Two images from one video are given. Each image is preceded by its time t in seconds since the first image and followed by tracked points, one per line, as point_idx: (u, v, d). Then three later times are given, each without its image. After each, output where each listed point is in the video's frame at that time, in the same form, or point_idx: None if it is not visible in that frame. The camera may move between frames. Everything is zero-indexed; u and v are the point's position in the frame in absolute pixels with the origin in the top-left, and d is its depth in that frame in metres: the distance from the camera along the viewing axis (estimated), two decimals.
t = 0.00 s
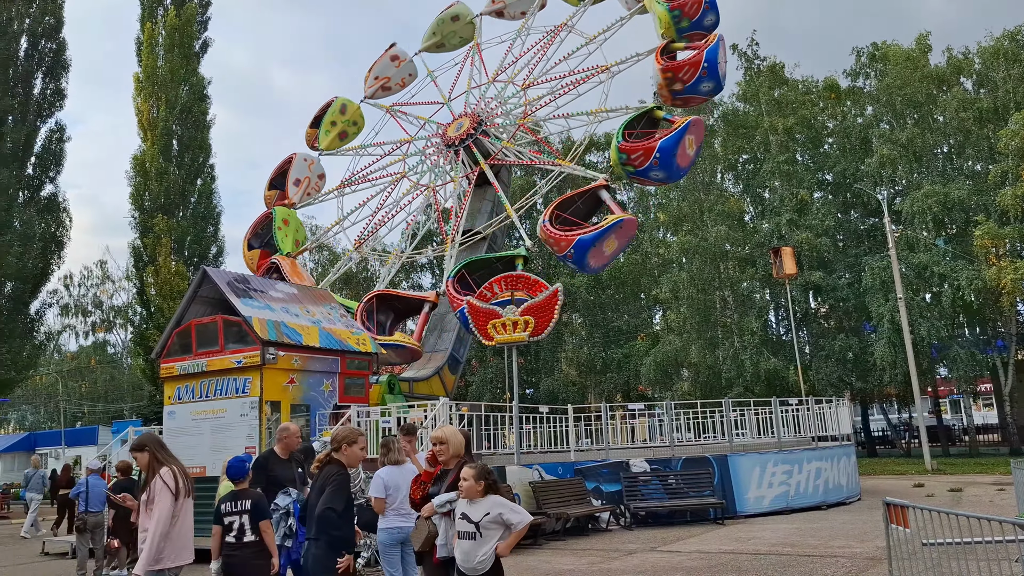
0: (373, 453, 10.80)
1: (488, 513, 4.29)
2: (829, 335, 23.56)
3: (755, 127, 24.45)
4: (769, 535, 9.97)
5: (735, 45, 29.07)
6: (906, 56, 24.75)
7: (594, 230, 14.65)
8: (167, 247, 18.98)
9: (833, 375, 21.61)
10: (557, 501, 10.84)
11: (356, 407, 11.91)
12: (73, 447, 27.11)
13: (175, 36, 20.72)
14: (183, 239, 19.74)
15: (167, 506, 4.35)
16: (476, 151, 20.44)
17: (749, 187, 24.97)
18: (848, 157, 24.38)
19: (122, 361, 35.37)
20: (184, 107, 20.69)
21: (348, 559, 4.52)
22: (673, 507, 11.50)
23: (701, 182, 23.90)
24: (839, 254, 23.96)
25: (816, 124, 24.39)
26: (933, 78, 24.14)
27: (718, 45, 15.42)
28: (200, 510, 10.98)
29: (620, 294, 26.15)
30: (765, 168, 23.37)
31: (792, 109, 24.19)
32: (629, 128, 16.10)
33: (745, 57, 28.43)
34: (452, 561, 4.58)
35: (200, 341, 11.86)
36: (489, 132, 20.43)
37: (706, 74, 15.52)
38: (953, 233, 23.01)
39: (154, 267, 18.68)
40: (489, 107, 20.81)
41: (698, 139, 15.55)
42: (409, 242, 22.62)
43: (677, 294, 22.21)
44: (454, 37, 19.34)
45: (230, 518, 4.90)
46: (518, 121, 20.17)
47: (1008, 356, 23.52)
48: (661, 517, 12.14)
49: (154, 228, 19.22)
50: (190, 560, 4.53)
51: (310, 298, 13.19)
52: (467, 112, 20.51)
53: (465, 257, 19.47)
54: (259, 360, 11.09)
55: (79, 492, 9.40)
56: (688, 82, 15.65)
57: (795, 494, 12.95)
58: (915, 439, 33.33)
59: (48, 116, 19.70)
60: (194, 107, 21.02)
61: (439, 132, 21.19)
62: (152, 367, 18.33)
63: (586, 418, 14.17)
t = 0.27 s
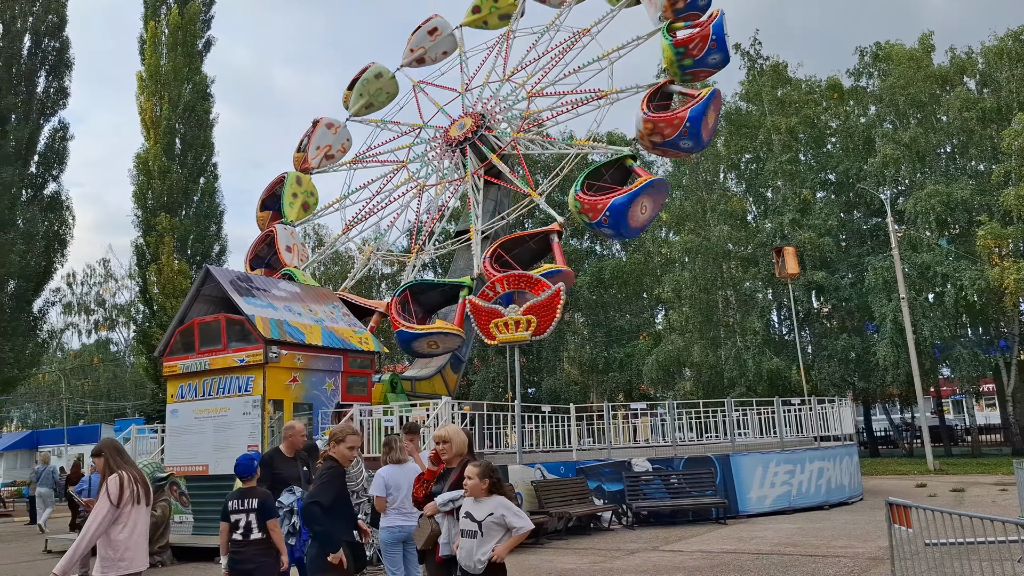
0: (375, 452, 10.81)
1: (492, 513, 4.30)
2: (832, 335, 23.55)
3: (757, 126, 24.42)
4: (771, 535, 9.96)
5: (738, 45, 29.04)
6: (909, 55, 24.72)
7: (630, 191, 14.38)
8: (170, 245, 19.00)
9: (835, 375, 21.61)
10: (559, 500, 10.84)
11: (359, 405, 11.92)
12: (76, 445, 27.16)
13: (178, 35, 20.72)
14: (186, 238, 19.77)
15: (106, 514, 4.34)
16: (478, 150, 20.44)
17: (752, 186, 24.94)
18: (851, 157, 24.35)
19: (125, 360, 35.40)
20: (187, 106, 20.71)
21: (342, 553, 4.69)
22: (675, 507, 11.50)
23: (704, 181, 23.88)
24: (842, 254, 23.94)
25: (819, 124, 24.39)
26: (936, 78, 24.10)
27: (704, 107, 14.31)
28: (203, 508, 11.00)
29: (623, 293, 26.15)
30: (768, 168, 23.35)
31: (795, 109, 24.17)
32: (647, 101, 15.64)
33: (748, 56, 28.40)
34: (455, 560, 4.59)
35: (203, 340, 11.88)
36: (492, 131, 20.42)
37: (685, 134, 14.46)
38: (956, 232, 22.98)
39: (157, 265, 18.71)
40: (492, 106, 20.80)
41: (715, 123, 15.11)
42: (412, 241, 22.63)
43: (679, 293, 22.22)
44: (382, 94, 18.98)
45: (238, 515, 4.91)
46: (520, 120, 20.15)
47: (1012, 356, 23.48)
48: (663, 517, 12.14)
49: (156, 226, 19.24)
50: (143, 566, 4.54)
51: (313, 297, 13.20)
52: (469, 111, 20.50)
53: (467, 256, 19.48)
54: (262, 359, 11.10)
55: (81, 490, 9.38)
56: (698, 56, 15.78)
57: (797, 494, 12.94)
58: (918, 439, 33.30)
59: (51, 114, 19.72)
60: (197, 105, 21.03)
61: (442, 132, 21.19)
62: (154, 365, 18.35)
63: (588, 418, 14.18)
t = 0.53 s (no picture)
0: (374, 451, 10.83)
1: (491, 513, 4.30)
2: (832, 336, 23.55)
3: (758, 128, 24.42)
4: (770, 536, 9.98)
5: (739, 46, 29.05)
6: (910, 57, 24.74)
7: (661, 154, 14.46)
8: (171, 243, 19.01)
9: (835, 377, 21.63)
10: (558, 500, 10.85)
11: (358, 405, 11.93)
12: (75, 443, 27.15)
13: (179, 33, 20.74)
14: (186, 237, 19.78)
15: (64, 514, 4.36)
16: (479, 150, 20.45)
17: (752, 187, 24.91)
18: (851, 158, 24.39)
19: (124, 358, 35.39)
20: (188, 105, 20.73)
21: (327, 554, 4.59)
22: (674, 507, 11.51)
23: (704, 182, 23.88)
24: (842, 255, 23.95)
25: (819, 125, 24.43)
26: (937, 80, 24.12)
27: (659, 165, 14.43)
28: (202, 506, 10.99)
29: (623, 293, 26.17)
30: (768, 169, 23.37)
31: (796, 110, 24.19)
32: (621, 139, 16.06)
33: (749, 58, 28.41)
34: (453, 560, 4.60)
35: (203, 338, 11.89)
36: (492, 131, 20.42)
37: (700, 99, 14.89)
38: (957, 234, 23.00)
39: (157, 263, 18.70)
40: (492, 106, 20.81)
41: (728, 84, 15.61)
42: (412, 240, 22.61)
43: (679, 294, 22.25)
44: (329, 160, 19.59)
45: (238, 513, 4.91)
46: (521, 120, 20.17)
47: (1011, 358, 23.50)
48: (662, 517, 12.15)
49: (157, 225, 19.24)
50: (96, 561, 4.58)
51: (313, 296, 13.21)
52: (470, 111, 20.51)
53: (468, 256, 19.48)
54: (262, 358, 11.12)
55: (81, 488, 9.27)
56: (684, 104, 15.15)
57: (796, 494, 12.95)
58: (917, 441, 33.30)
59: (52, 112, 19.73)
60: (198, 104, 21.04)
61: (443, 131, 21.19)
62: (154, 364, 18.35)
63: (588, 418, 14.18)
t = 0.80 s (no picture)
0: (370, 451, 10.81)
1: (488, 514, 4.30)
2: (827, 338, 23.58)
3: (756, 130, 24.45)
4: (765, 537, 10.00)
5: (736, 48, 29.09)
6: (907, 60, 24.81)
7: (605, 217, 14.46)
8: (167, 242, 18.98)
9: (830, 379, 21.67)
10: (554, 501, 10.85)
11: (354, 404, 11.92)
12: (70, 440, 27.11)
13: (177, 31, 20.72)
14: (183, 235, 19.75)
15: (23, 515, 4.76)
16: (476, 151, 20.44)
17: (749, 189, 24.91)
18: (848, 161, 24.46)
19: (119, 357, 35.32)
20: (186, 103, 20.70)
21: (305, 559, 4.47)
22: (670, 508, 11.52)
23: (701, 184, 23.90)
24: (838, 258, 24.00)
25: (817, 128, 24.49)
26: (934, 83, 24.19)
27: (682, 129, 14.39)
28: (197, 505, 10.97)
29: (619, 294, 26.22)
30: (765, 172, 23.41)
31: (793, 112, 24.25)
32: (632, 120, 15.71)
33: (746, 60, 28.46)
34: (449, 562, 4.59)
35: (199, 337, 11.87)
36: (490, 132, 20.42)
37: (707, 69, 15.04)
38: (952, 238, 23.05)
39: (154, 262, 18.67)
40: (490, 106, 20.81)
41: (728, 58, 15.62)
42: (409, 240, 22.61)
43: (675, 296, 22.27)
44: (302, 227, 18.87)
45: (234, 513, 4.92)
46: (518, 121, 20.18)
47: (1006, 362, 23.56)
48: (658, 518, 12.16)
49: (153, 223, 19.21)
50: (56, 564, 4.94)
51: (309, 295, 13.20)
52: (468, 112, 20.52)
53: (465, 256, 19.48)
54: (258, 357, 11.08)
55: (77, 486, 9.26)
56: (691, 77, 15.23)
57: (792, 496, 12.97)
58: (911, 444, 33.37)
59: (49, 110, 19.68)
60: (195, 102, 21.02)
61: (441, 131, 21.19)
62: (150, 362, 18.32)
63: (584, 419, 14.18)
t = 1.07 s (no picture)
0: (361, 452, 10.84)
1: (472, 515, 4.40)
2: (819, 344, 23.63)
3: (749, 135, 24.49)
4: (756, 541, 10.02)
5: (730, 53, 29.16)
6: (900, 67, 24.90)
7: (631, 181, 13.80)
8: (160, 242, 18.93)
9: (822, 384, 21.71)
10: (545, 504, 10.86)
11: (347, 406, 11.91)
12: (60, 441, 26.97)
13: (171, 31, 20.70)
14: (175, 235, 19.73)
15: None
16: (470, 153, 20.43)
17: (742, 194, 24.94)
18: (841, 167, 24.55)
19: (110, 357, 35.16)
20: (179, 103, 20.66)
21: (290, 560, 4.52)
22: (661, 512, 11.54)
23: (695, 188, 23.92)
24: (831, 263, 24.06)
25: (810, 134, 24.58)
26: (927, 90, 24.28)
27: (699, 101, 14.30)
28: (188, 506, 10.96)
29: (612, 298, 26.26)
30: (758, 177, 23.47)
31: (787, 118, 24.32)
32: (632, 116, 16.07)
33: (740, 65, 28.52)
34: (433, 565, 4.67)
35: (191, 337, 11.85)
36: (485, 135, 20.43)
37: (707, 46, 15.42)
38: (944, 244, 23.15)
39: (146, 262, 18.61)
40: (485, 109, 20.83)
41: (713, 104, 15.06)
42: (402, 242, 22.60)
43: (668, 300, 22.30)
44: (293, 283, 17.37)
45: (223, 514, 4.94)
46: (513, 124, 20.20)
47: (996, 368, 23.65)
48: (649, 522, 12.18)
49: (146, 223, 19.16)
50: None
51: (302, 296, 13.19)
52: (463, 114, 20.53)
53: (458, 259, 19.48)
54: (250, 358, 11.05)
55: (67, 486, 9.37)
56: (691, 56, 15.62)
57: (783, 501, 13.00)
58: (902, 449, 33.46)
59: (42, 108, 19.62)
60: (189, 103, 20.98)
61: (435, 134, 21.19)
62: (142, 362, 18.28)
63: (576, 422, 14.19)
